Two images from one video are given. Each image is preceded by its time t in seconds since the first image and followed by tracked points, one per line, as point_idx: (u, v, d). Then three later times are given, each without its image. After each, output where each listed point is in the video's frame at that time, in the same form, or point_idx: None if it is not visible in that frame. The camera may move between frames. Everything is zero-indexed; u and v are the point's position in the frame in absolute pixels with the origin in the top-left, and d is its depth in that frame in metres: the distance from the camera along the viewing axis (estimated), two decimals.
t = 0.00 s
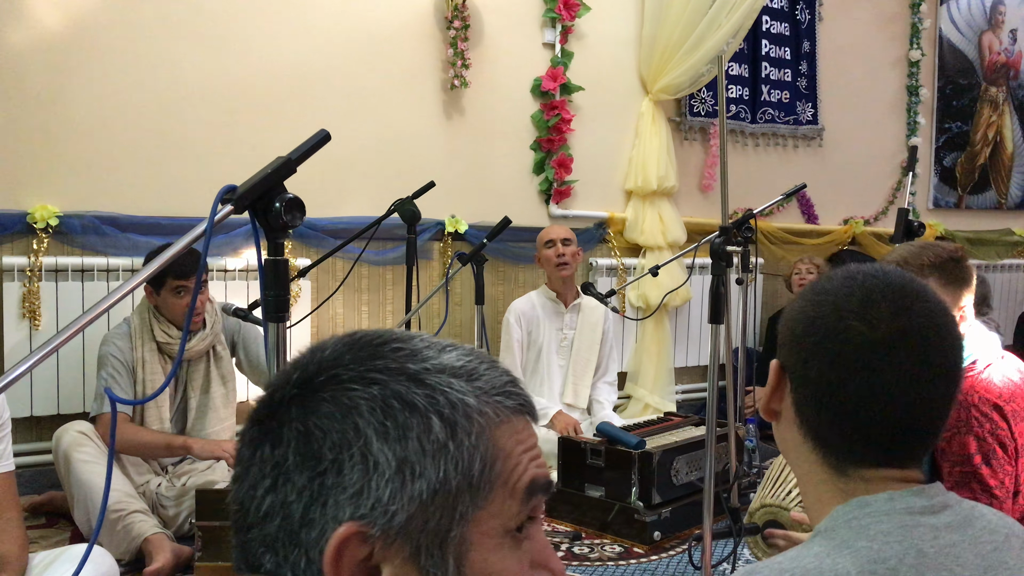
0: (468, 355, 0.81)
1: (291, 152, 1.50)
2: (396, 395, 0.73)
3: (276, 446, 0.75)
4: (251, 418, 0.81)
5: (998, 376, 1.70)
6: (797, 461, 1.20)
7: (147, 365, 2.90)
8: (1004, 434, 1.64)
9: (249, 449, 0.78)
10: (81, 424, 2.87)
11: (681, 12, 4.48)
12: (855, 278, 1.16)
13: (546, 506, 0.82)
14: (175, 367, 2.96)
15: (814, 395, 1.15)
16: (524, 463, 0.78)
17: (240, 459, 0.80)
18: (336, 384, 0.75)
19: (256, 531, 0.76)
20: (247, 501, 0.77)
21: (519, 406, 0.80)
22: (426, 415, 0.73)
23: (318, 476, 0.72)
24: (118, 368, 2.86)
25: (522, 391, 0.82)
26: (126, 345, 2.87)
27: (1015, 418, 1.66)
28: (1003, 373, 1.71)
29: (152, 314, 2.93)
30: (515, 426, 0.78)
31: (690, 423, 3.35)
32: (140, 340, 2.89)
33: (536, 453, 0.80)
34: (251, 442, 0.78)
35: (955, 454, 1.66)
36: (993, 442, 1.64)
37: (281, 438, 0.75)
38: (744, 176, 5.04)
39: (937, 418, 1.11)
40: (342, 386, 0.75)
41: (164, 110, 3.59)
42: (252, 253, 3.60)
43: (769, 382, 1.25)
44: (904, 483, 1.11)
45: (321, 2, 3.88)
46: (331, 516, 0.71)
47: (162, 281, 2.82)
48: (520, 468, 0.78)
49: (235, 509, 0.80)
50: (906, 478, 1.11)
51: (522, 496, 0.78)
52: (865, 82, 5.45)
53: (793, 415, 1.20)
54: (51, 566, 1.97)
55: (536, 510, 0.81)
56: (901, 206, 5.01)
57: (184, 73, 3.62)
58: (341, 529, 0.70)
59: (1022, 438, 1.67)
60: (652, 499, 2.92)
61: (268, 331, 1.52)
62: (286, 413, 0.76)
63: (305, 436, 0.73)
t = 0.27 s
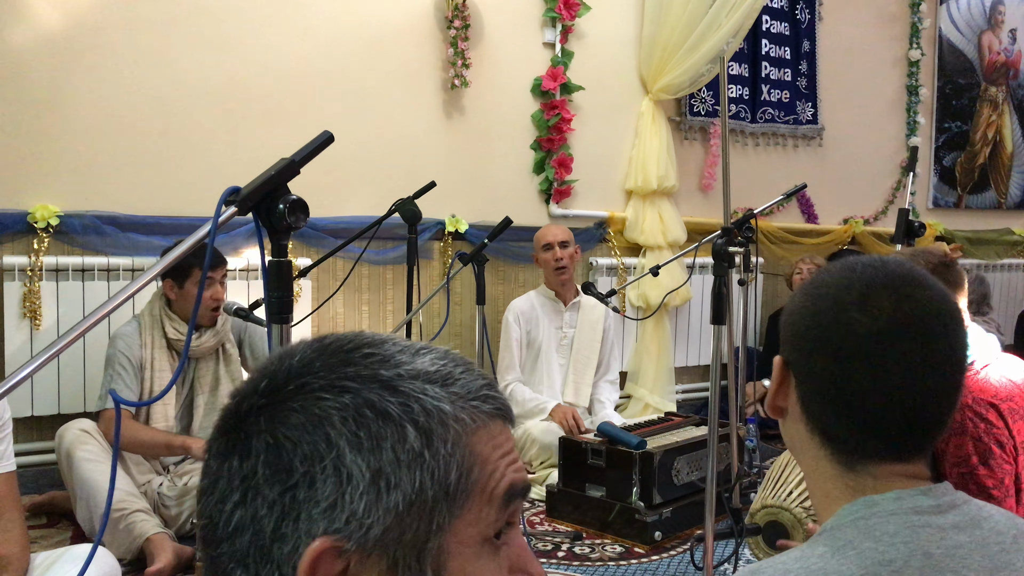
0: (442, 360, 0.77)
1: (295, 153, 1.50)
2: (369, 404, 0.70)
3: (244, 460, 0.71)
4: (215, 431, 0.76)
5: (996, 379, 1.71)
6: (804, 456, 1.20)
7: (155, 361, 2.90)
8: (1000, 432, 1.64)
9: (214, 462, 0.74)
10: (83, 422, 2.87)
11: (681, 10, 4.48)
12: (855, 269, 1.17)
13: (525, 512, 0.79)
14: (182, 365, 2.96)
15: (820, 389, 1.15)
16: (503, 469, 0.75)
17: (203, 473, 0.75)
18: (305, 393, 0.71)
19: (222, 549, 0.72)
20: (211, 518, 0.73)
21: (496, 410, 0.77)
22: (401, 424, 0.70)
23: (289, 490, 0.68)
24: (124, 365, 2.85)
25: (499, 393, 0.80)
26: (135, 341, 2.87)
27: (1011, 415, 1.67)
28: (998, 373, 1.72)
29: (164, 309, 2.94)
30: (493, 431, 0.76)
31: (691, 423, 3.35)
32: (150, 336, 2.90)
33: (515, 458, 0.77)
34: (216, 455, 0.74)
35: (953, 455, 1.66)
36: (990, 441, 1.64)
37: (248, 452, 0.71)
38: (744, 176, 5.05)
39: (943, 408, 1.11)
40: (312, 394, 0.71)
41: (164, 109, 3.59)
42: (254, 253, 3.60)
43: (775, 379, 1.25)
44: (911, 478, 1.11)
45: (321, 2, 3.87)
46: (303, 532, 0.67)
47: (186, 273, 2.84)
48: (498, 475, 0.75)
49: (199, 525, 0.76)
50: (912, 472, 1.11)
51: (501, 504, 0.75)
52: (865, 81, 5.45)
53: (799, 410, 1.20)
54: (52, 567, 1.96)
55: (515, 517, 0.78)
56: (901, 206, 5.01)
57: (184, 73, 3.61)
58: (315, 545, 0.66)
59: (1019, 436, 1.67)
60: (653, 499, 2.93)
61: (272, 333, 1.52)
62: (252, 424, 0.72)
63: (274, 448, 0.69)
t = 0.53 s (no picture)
0: (419, 360, 0.74)
1: (303, 155, 1.51)
2: (341, 411, 0.67)
3: (211, 471, 0.68)
4: (183, 439, 0.73)
5: (1007, 389, 1.72)
6: (811, 467, 1.20)
7: (164, 357, 2.90)
8: (1013, 447, 1.65)
9: (182, 472, 0.71)
10: (87, 419, 2.87)
11: (686, 11, 4.49)
12: (861, 279, 1.17)
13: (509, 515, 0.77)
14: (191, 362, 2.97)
15: (827, 398, 1.15)
16: (484, 474, 0.73)
17: (172, 483, 0.72)
18: (273, 398, 0.68)
19: (191, 563, 0.69)
20: (180, 530, 0.70)
21: (478, 412, 0.74)
22: (374, 431, 0.67)
23: (257, 502, 0.65)
24: (134, 358, 2.85)
25: (480, 393, 0.77)
26: (145, 335, 2.88)
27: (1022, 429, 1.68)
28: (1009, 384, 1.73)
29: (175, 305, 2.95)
30: (473, 434, 0.73)
31: (695, 424, 3.36)
32: (160, 331, 2.90)
33: (497, 461, 0.75)
34: (184, 465, 0.71)
35: (966, 471, 1.66)
36: (1003, 457, 1.65)
37: (215, 462, 0.68)
38: (748, 178, 5.05)
39: (951, 417, 1.11)
40: (281, 400, 0.67)
41: (169, 110, 3.59)
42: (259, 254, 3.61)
43: (781, 388, 1.26)
44: (918, 487, 1.11)
45: (325, 3, 3.88)
46: (272, 547, 0.65)
47: (193, 266, 2.84)
48: (480, 480, 0.73)
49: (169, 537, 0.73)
50: (920, 481, 1.11)
51: (483, 509, 0.73)
52: (869, 83, 5.45)
53: (806, 420, 1.20)
54: (58, 566, 1.97)
55: (499, 520, 0.76)
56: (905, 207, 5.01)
57: (189, 74, 3.62)
58: (285, 559, 0.64)
59: None
60: (657, 501, 2.93)
61: (279, 334, 1.52)
62: (219, 433, 0.68)
63: (241, 458, 0.66)
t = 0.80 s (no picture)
0: (394, 371, 0.67)
1: (309, 160, 1.52)
2: (310, 431, 0.60)
3: (172, 499, 0.60)
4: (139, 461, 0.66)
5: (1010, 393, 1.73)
6: (813, 475, 1.20)
7: (167, 365, 2.90)
8: (1017, 445, 1.65)
9: (140, 501, 0.64)
10: (94, 424, 2.94)
11: (690, 15, 4.52)
12: (855, 284, 1.19)
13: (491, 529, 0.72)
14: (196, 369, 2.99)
15: (826, 403, 1.16)
16: (465, 489, 0.68)
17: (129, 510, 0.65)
18: (239, 418, 0.61)
19: None
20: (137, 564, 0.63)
21: (458, 424, 0.69)
22: (347, 451, 0.61)
23: (222, 533, 0.58)
24: (137, 366, 2.88)
25: (459, 402, 0.71)
26: (149, 342, 2.89)
27: None
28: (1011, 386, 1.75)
29: (180, 309, 2.94)
30: (452, 448, 0.68)
31: (698, 429, 3.36)
32: (165, 337, 2.91)
33: (478, 475, 0.70)
34: (143, 491, 0.64)
35: (971, 468, 1.65)
36: (1007, 454, 1.64)
37: (176, 489, 0.60)
38: (752, 182, 5.05)
39: (952, 421, 1.11)
40: (244, 422, 0.61)
41: (175, 113, 3.61)
42: (264, 257, 3.62)
43: (781, 396, 1.26)
44: (921, 492, 1.11)
45: (330, 7, 3.89)
46: None
47: (199, 273, 2.86)
48: (460, 497, 0.68)
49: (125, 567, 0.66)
50: (922, 486, 1.11)
51: (463, 526, 0.68)
52: (873, 88, 5.45)
53: (807, 426, 1.20)
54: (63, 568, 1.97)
55: (482, 535, 0.71)
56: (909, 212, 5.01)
57: (194, 77, 3.63)
58: None
59: None
60: (659, 505, 2.94)
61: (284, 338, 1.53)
62: (181, 456, 0.61)
63: (205, 485, 0.59)
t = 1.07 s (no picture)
0: (344, 370, 0.65)
1: (312, 162, 1.52)
2: (254, 444, 0.58)
3: (115, 519, 0.57)
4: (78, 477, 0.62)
5: (1004, 398, 1.73)
6: (817, 476, 1.20)
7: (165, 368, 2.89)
8: (1010, 449, 1.65)
9: (82, 520, 0.60)
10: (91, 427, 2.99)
11: (693, 18, 4.51)
12: (866, 287, 1.20)
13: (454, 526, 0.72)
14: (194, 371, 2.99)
15: (833, 403, 1.16)
16: (424, 491, 0.67)
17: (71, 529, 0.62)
18: (181, 430, 0.58)
19: None
20: None
21: (414, 423, 0.67)
22: (296, 461, 0.58)
23: (168, 553, 0.56)
24: (136, 369, 2.89)
25: (415, 398, 0.69)
26: (148, 345, 2.91)
27: (1020, 432, 1.68)
28: (1006, 392, 1.76)
29: (178, 314, 2.94)
30: (410, 449, 0.66)
31: (700, 432, 3.36)
32: (163, 340, 2.91)
33: (439, 474, 0.68)
34: (84, 510, 0.60)
35: (965, 474, 1.66)
36: (1001, 459, 1.65)
37: (119, 508, 0.57)
38: (754, 185, 5.05)
39: (956, 425, 1.12)
40: (185, 435, 0.58)
41: (178, 116, 3.62)
42: (267, 259, 3.62)
43: (788, 396, 1.26)
44: (922, 494, 1.11)
45: (333, 10, 3.90)
46: None
47: (204, 278, 2.86)
48: (420, 500, 0.67)
49: None
50: (924, 489, 1.11)
51: (424, 525, 0.67)
52: (876, 91, 5.45)
53: (813, 426, 1.20)
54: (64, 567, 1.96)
55: (443, 533, 0.70)
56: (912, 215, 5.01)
57: (197, 79, 3.64)
58: None
59: None
60: (661, 508, 2.94)
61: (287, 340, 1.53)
62: (122, 473, 0.58)
63: (147, 503, 0.57)
